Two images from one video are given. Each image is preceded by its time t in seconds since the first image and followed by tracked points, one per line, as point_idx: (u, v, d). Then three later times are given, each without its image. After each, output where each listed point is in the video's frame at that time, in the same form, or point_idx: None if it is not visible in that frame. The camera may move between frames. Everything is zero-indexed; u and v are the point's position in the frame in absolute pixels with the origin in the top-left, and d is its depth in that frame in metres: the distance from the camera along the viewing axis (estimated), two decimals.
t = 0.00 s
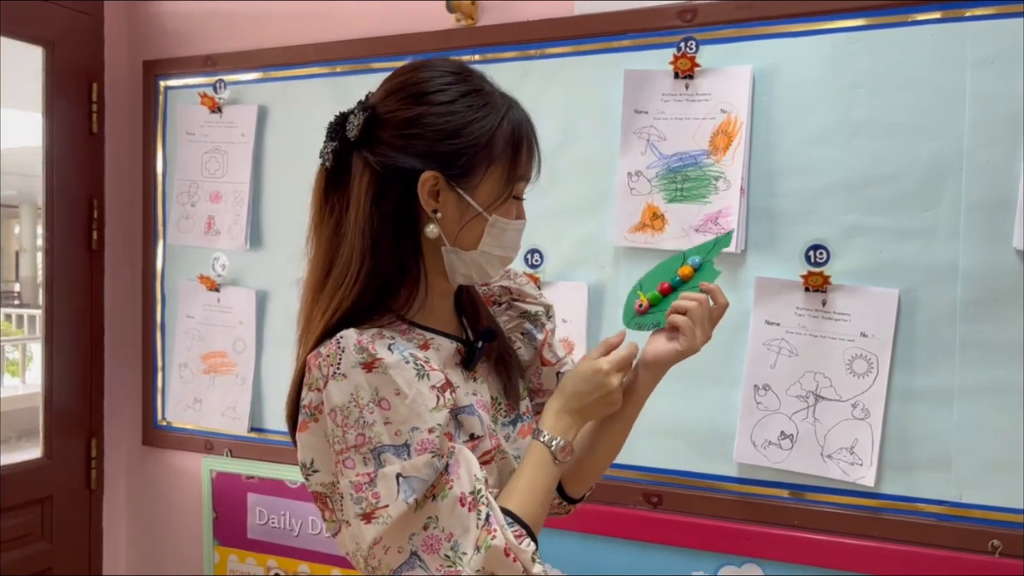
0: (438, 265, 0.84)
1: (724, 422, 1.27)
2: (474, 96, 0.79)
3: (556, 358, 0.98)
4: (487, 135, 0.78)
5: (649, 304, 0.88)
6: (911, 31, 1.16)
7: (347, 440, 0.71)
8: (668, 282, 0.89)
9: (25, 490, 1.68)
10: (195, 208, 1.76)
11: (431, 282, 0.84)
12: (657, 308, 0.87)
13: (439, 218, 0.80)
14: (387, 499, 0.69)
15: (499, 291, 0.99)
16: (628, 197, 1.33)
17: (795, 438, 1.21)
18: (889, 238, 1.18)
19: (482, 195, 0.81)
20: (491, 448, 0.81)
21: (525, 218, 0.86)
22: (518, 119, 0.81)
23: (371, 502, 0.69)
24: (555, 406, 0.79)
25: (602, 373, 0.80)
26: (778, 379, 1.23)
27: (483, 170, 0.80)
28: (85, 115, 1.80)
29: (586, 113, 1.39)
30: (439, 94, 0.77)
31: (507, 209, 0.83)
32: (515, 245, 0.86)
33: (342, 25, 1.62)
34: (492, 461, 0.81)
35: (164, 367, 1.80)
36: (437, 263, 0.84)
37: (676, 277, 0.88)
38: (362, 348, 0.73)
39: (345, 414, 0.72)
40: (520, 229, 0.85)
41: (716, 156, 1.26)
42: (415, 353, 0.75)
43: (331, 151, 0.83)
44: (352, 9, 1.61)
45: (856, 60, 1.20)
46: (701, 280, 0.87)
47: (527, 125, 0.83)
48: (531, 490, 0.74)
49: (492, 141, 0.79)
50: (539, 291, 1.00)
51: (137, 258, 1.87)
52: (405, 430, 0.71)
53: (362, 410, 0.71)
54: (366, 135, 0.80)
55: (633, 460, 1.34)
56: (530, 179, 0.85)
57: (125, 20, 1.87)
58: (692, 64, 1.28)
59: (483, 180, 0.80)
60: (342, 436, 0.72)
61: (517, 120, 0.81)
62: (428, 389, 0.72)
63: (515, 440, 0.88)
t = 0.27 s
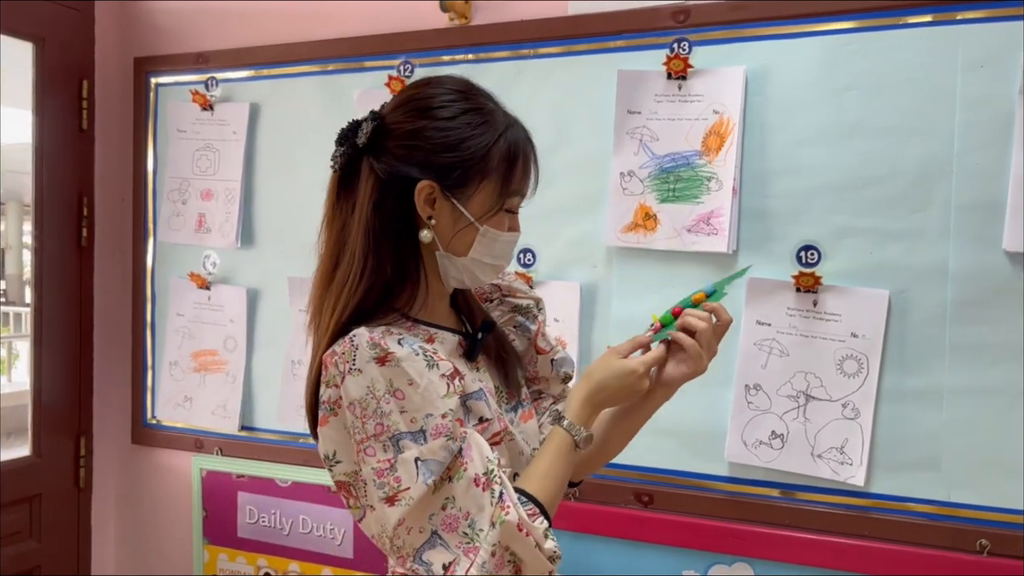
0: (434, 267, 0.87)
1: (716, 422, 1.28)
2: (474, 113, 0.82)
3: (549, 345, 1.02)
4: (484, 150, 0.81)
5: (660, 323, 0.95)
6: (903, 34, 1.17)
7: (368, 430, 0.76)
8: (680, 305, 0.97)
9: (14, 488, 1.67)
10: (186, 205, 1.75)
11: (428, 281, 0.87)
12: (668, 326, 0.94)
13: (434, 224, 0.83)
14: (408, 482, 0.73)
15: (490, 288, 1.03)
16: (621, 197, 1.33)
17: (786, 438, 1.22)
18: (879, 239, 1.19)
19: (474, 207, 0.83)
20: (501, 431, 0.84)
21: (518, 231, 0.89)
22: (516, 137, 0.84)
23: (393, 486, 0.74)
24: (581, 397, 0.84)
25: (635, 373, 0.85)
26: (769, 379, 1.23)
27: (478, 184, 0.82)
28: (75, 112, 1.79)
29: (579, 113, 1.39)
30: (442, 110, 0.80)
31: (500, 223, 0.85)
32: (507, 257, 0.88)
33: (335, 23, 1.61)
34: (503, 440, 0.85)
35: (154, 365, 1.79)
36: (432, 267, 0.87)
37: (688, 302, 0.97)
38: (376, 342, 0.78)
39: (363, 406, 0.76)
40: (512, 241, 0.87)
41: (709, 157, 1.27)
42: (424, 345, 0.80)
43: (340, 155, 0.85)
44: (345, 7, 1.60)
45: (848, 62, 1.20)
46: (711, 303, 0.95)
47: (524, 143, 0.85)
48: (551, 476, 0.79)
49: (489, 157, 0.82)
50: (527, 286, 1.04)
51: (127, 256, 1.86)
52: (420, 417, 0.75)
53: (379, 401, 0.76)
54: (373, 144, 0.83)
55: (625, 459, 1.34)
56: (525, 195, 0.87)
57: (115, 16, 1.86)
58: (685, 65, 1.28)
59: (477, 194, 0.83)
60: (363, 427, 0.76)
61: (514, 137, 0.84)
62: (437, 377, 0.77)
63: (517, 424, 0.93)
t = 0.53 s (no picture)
0: (438, 269, 0.89)
1: (709, 422, 1.28)
2: (471, 119, 0.84)
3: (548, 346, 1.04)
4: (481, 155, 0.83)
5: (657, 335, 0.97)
6: (896, 36, 1.18)
7: (383, 425, 0.79)
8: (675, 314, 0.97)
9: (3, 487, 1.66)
10: (178, 203, 1.73)
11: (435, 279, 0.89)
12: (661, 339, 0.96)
13: (436, 228, 0.85)
14: (421, 473, 0.77)
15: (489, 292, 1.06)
16: (615, 197, 1.33)
17: (779, 438, 1.22)
18: (873, 240, 1.20)
19: (474, 208, 0.85)
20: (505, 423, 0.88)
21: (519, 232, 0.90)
22: (511, 143, 0.85)
23: (406, 477, 0.77)
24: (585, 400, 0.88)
25: (632, 376, 0.88)
26: (762, 379, 1.24)
27: (475, 187, 0.84)
28: (67, 108, 1.78)
29: (574, 113, 1.39)
30: (442, 116, 0.83)
31: (499, 224, 0.87)
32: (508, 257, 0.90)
33: (329, 21, 1.61)
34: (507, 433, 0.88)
35: (145, 364, 1.78)
36: (437, 270, 0.89)
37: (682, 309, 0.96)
38: (391, 342, 0.81)
39: (379, 402, 0.79)
40: (512, 242, 0.89)
41: (703, 157, 1.27)
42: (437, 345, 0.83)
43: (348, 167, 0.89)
44: (340, 5, 1.60)
45: (842, 64, 1.21)
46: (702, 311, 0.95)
47: (520, 149, 0.87)
48: (552, 473, 0.83)
49: (486, 162, 0.83)
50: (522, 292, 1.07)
51: (118, 254, 1.84)
52: (433, 414, 0.79)
53: (394, 398, 0.79)
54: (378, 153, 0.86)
55: (618, 459, 1.34)
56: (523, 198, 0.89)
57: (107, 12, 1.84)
58: (680, 65, 1.28)
59: (476, 198, 0.84)
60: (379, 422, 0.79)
61: (510, 143, 0.85)
62: (449, 375, 0.80)
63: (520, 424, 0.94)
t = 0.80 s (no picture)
0: (469, 265, 1.01)
1: (701, 422, 1.28)
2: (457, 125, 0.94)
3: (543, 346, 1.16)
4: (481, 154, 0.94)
5: (647, 340, 1.16)
6: (889, 39, 1.18)
7: (407, 431, 0.90)
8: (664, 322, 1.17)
9: None
10: (168, 202, 1.72)
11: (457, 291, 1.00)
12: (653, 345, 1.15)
13: (467, 235, 0.97)
14: (440, 481, 0.88)
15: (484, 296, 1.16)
16: (608, 198, 1.34)
17: (770, 439, 1.23)
18: (864, 242, 1.20)
19: (496, 202, 0.97)
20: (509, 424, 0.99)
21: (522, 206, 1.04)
22: (493, 130, 0.97)
23: (426, 485, 0.88)
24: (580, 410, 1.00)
25: (626, 391, 1.00)
26: (754, 380, 1.24)
27: (490, 184, 0.96)
28: (56, 105, 1.76)
29: (568, 114, 1.39)
30: (433, 138, 0.92)
31: (513, 204, 1.01)
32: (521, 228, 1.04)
33: (322, 20, 1.60)
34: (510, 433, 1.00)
35: (134, 363, 1.77)
36: (469, 266, 1.01)
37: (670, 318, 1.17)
38: (420, 355, 0.92)
39: (406, 410, 0.90)
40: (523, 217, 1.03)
41: (696, 159, 1.27)
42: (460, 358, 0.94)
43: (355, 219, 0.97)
44: (333, 4, 1.59)
45: (835, 67, 1.21)
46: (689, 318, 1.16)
47: (501, 132, 0.98)
48: (549, 482, 0.95)
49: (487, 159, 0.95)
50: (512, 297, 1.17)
51: (107, 253, 1.83)
52: (454, 423, 0.90)
53: (421, 407, 0.90)
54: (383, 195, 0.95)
55: (610, 460, 1.34)
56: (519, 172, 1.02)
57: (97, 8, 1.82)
58: (674, 67, 1.28)
59: (492, 192, 0.97)
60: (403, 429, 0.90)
61: (492, 132, 0.97)
62: (472, 389, 0.92)
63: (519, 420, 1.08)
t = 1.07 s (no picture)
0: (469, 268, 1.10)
1: (692, 424, 1.29)
2: (459, 138, 1.01)
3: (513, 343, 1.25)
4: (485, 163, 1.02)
5: (627, 365, 1.24)
6: (879, 42, 1.19)
7: (415, 452, 0.98)
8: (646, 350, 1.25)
9: None
10: (158, 201, 1.71)
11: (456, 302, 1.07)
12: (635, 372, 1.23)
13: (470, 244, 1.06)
14: (445, 503, 0.97)
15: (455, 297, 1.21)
16: (600, 200, 1.33)
17: (760, 440, 1.23)
18: (855, 244, 1.20)
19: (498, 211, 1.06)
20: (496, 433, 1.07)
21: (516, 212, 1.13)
22: (490, 138, 1.05)
23: (431, 505, 0.97)
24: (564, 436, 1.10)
25: (611, 418, 1.09)
26: (745, 382, 1.24)
27: (495, 192, 1.05)
28: (46, 104, 1.75)
29: (560, 115, 1.39)
30: (441, 153, 0.99)
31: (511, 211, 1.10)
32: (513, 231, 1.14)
33: (314, 19, 1.59)
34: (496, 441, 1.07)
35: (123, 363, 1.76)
36: (468, 269, 1.11)
37: (653, 346, 1.25)
38: (429, 377, 1.00)
39: (415, 433, 0.98)
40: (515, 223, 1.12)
41: (688, 161, 1.27)
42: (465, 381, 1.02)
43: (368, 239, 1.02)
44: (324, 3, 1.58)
45: (825, 70, 1.22)
46: (671, 348, 1.23)
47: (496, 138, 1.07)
48: (533, 500, 1.07)
49: (490, 167, 1.03)
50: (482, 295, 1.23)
51: (96, 252, 1.82)
52: (460, 444, 0.98)
53: (429, 431, 0.98)
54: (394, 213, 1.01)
55: (601, 462, 1.34)
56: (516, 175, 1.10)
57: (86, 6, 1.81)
58: (666, 69, 1.28)
59: (496, 201, 1.05)
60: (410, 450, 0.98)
61: (490, 139, 1.05)
62: (478, 412, 1.00)
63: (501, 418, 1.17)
